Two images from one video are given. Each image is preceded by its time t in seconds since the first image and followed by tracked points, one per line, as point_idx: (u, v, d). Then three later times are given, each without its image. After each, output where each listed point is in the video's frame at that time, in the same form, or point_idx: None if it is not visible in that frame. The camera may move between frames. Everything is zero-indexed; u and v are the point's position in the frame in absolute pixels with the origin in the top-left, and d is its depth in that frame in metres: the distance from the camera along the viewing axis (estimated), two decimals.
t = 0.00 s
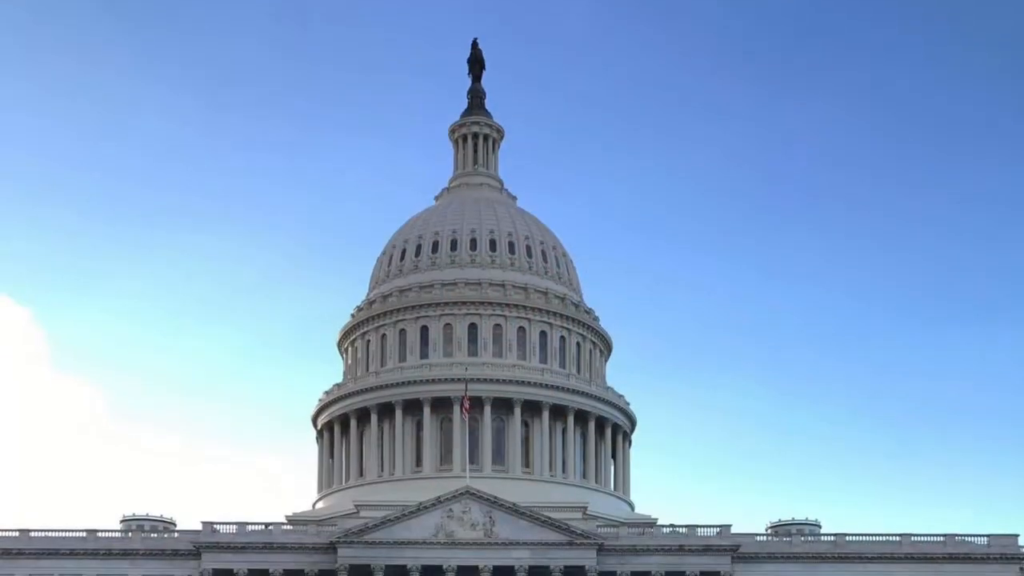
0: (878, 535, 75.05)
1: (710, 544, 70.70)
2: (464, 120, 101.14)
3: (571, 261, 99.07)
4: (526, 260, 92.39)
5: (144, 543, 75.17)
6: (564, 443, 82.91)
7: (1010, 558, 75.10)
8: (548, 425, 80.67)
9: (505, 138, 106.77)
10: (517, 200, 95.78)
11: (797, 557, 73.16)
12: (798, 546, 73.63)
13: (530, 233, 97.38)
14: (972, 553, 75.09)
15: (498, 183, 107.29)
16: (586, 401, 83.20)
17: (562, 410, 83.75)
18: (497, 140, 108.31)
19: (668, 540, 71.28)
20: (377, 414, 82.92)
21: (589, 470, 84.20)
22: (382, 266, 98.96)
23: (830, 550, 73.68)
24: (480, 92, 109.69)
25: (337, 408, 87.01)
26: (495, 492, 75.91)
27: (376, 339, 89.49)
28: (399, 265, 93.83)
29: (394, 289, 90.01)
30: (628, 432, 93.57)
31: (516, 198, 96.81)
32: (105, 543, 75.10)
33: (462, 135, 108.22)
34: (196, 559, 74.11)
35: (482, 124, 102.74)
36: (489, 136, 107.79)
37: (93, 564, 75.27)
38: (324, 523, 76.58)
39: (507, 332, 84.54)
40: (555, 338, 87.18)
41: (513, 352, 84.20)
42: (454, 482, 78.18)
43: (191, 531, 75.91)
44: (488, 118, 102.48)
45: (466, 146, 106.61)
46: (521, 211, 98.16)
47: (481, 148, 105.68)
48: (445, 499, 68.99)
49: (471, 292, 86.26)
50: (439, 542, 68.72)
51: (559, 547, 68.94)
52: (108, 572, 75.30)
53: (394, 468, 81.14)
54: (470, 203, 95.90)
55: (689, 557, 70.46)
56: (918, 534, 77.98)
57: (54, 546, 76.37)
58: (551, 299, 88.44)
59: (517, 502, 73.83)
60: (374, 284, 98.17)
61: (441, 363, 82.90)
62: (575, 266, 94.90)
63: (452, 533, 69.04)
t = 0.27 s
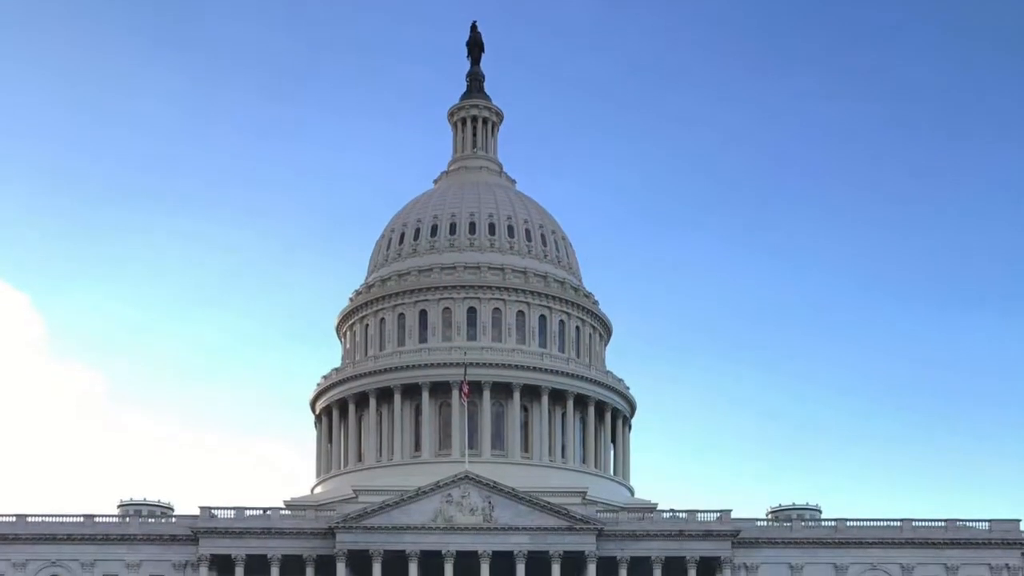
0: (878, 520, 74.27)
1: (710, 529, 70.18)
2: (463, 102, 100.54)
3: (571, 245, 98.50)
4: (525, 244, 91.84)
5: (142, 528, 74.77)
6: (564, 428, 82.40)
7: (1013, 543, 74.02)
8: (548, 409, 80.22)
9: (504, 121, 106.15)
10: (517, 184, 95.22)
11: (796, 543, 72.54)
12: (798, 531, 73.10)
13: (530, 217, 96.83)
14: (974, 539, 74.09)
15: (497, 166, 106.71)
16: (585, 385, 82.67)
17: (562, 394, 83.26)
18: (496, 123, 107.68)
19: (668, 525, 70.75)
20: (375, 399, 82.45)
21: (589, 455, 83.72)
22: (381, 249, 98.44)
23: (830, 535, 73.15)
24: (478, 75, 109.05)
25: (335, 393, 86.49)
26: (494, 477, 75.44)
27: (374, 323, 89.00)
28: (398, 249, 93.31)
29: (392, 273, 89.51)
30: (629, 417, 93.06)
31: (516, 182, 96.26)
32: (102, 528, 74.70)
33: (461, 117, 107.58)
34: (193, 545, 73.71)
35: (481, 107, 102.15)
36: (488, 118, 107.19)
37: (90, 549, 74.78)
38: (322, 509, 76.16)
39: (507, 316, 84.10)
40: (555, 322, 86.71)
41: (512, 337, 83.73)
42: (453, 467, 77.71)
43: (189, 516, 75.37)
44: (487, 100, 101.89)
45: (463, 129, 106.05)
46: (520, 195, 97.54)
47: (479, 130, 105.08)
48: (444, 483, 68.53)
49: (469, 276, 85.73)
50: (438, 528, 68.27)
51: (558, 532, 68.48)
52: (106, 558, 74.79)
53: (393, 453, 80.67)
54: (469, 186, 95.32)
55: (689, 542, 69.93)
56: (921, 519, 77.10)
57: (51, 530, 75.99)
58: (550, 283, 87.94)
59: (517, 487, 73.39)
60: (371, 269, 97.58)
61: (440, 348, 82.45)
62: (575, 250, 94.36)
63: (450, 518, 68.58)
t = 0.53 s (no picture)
0: (879, 500, 73.49)
1: (710, 509, 69.57)
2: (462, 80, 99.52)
3: (570, 224, 97.67)
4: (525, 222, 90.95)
5: (138, 508, 74.09)
6: (563, 407, 81.71)
7: (1015, 523, 73.16)
8: (547, 388, 79.55)
9: (502, 99, 105.15)
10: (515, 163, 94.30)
11: (796, 523, 71.90)
12: (799, 511, 72.48)
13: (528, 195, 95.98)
14: (976, 519, 73.23)
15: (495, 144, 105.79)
16: (585, 364, 82.00)
17: (561, 373, 82.59)
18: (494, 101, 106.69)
19: (668, 505, 70.09)
20: (373, 377, 81.75)
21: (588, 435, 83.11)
22: (379, 227, 97.50)
23: (831, 515, 72.47)
24: (477, 52, 108.02)
25: (333, 372, 85.83)
26: (493, 456, 74.79)
27: (372, 302, 88.17)
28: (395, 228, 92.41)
29: (390, 251, 88.62)
30: (628, 396, 92.40)
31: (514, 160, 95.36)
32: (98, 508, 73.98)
33: (459, 95, 106.56)
34: (190, 525, 73.05)
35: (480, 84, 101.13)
36: (486, 97, 106.21)
37: (86, 529, 74.17)
38: (320, 488, 75.54)
39: (506, 295, 83.30)
40: (554, 301, 85.95)
41: (511, 315, 82.92)
42: (452, 446, 77.11)
43: (186, 496, 74.76)
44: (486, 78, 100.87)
45: (462, 107, 105.09)
46: (519, 173, 96.65)
47: (478, 108, 104.06)
48: (442, 463, 67.84)
49: (468, 254, 84.94)
50: (436, 508, 67.62)
51: (558, 512, 67.87)
52: (102, 538, 74.20)
53: (391, 432, 80.01)
54: (467, 163, 94.30)
55: (689, 522, 69.31)
56: (924, 499, 76.30)
57: (46, 510, 75.20)
58: (550, 262, 87.10)
59: (516, 467, 72.78)
60: (369, 247, 96.79)
61: (438, 327, 81.70)
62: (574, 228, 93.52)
63: (449, 498, 67.92)
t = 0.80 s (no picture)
0: (881, 475, 72.61)
1: (710, 484, 68.79)
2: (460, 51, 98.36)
3: (569, 196, 96.66)
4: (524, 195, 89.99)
5: (134, 483, 73.30)
6: (562, 381, 80.90)
7: (1019, 498, 72.21)
8: (545, 362, 78.74)
9: (501, 69, 103.94)
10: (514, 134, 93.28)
11: (797, 498, 71.11)
12: (800, 486, 71.67)
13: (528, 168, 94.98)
14: (979, 494, 72.31)
15: (494, 115, 104.67)
16: (584, 338, 81.17)
17: (560, 347, 81.75)
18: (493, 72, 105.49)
19: (668, 480, 69.33)
20: (370, 351, 80.94)
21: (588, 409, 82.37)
22: (377, 199, 96.55)
23: (832, 490, 71.65)
24: (476, 24, 106.73)
25: (330, 345, 84.98)
26: (491, 430, 74.06)
27: (370, 275, 87.31)
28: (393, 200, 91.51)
29: (388, 224, 87.70)
30: (629, 370, 91.62)
31: (513, 131, 94.33)
32: (93, 483, 73.19)
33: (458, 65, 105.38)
34: (186, 500, 72.30)
35: (478, 55, 99.96)
36: (485, 67, 105.00)
37: (82, 504, 73.31)
38: (317, 463, 74.85)
39: (504, 268, 82.46)
40: (553, 274, 85.08)
41: (510, 288, 82.10)
42: (450, 420, 76.36)
43: (182, 471, 73.96)
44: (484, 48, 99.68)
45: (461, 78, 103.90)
46: (518, 145, 95.56)
47: (476, 78, 102.93)
48: (440, 438, 67.05)
49: (467, 226, 84.05)
50: (434, 483, 66.89)
51: (557, 487, 67.16)
52: (97, 513, 73.34)
53: (389, 405, 79.29)
54: (465, 135, 93.31)
55: (689, 497, 68.55)
56: (926, 473, 75.36)
57: (41, 485, 74.40)
58: (549, 235, 86.17)
59: (514, 441, 72.05)
60: (367, 220, 95.84)
61: (436, 300, 80.90)
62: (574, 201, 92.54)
63: (447, 473, 67.16)
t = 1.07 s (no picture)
0: (883, 445, 71.49)
1: (710, 454, 67.85)
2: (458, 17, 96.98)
3: (569, 163, 95.50)
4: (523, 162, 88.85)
5: (129, 453, 72.31)
6: (560, 349, 79.95)
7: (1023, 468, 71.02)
8: (543, 331, 77.80)
9: (499, 36, 102.51)
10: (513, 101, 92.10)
11: (798, 468, 70.15)
12: (801, 456, 70.69)
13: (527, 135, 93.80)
14: (982, 465, 71.13)
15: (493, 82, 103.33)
16: (584, 307, 80.15)
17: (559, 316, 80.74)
18: (491, 38, 104.10)
19: (668, 450, 68.42)
20: (367, 319, 80.00)
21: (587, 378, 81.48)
22: (374, 167, 95.48)
23: (834, 460, 70.61)
24: None
25: (326, 314, 83.95)
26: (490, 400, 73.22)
27: (366, 243, 86.32)
28: (391, 168, 90.39)
29: (386, 192, 86.63)
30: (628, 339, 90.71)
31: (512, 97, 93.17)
32: (88, 454, 72.20)
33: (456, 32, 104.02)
34: (181, 471, 71.41)
35: (476, 21, 98.57)
36: (483, 34, 103.60)
37: (76, 475, 72.29)
38: (314, 432, 74.00)
39: (502, 236, 81.50)
40: (552, 242, 84.07)
41: (508, 257, 81.13)
42: (448, 390, 75.46)
43: (177, 441, 73.03)
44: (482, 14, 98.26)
45: (459, 45, 102.54)
46: (516, 112, 94.25)
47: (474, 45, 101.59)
48: (438, 407, 66.10)
49: (465, 194, 83.01)
50: (432, 453, 66.01)
51: (556, 457, 66.31)
52: (92, 484, 72.37)
53: (385, 374, 78.45)
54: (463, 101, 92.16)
55: (688, 468, 67.64)
56: (929, 443, 74.19)
57: (35, 455, 73.35)
58: (548, 203, 85.10)
59: (513, 411, 71.18)
60: (364, 188, 94.64)
61: (434, 268, 79.93)
62: (573, 168, 91.46)
63: (445, 443, 66.28)
